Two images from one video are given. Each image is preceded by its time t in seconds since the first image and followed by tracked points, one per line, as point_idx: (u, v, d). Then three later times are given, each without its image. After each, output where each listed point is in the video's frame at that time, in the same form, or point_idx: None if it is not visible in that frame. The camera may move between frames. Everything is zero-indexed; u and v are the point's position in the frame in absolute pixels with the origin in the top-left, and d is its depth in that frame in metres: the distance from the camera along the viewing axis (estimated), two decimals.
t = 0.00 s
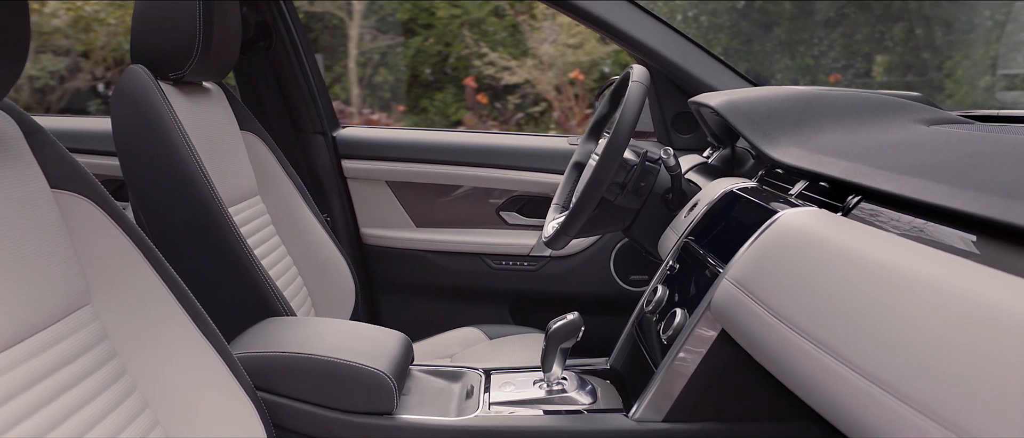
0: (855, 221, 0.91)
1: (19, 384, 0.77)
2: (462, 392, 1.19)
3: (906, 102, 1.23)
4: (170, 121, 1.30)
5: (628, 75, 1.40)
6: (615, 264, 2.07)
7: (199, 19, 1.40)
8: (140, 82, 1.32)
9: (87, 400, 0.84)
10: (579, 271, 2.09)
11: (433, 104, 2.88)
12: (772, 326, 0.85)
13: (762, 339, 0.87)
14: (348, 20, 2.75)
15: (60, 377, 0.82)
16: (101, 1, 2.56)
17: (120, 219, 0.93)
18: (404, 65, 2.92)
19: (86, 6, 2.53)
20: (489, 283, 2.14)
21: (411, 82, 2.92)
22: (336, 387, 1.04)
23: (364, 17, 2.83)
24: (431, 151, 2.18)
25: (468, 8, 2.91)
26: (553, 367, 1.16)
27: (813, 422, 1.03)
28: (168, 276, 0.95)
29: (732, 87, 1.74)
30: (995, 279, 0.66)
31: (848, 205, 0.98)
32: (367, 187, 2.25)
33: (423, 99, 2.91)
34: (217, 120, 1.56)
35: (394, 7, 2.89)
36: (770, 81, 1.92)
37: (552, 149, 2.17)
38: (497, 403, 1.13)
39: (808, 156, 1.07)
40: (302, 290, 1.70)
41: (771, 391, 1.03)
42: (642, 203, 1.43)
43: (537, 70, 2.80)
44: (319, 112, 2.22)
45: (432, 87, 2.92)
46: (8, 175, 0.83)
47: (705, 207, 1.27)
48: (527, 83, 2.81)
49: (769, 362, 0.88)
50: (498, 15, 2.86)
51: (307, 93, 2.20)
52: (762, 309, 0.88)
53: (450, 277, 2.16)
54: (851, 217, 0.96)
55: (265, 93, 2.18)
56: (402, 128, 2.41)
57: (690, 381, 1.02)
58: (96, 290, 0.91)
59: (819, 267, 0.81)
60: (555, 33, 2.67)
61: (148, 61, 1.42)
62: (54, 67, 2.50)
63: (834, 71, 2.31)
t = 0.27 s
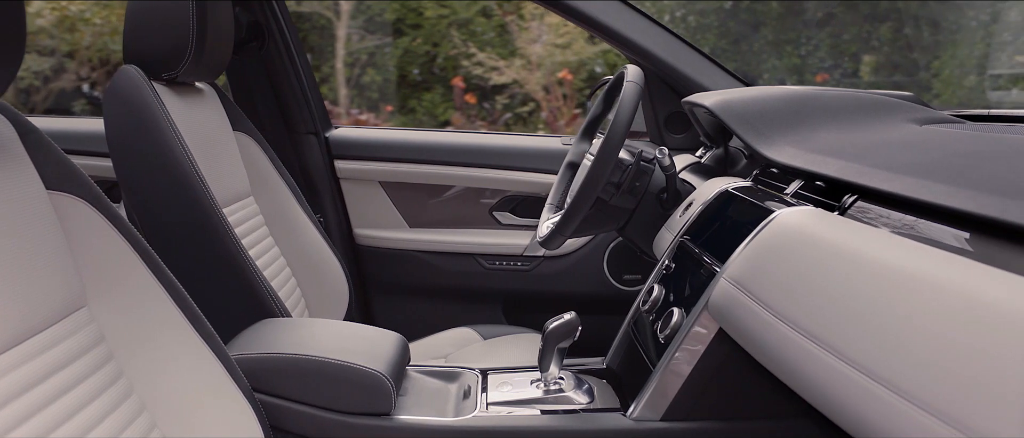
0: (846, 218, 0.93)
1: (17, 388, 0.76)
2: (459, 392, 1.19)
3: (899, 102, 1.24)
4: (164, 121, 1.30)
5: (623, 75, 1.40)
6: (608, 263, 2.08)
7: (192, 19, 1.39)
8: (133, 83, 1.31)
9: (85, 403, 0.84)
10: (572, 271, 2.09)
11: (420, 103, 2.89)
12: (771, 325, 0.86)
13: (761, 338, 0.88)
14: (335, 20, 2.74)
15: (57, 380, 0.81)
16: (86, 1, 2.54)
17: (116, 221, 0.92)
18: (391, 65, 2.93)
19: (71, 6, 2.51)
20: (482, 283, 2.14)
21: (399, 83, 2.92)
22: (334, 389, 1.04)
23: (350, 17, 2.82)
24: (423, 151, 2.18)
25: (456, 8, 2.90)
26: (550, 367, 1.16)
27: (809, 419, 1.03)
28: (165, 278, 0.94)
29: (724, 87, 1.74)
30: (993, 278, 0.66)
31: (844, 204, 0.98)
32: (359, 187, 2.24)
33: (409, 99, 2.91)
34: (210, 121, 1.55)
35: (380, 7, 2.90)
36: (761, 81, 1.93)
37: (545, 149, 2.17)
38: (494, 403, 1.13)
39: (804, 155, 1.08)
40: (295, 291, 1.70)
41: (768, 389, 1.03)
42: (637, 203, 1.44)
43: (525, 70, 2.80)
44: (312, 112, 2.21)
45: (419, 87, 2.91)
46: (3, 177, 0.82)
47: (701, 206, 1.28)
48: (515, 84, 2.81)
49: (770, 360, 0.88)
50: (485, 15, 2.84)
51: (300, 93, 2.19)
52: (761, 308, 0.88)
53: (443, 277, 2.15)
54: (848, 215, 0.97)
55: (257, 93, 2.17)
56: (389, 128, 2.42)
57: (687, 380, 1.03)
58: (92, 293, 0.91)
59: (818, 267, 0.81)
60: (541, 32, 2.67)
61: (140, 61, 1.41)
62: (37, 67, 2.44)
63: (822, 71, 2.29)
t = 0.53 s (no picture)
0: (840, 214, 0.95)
1: (17, 391, 0.76)
2: (458, 392, 1.19)
3: (895, 102, 1.24)
4: (160, 122, 1.29)
5: (619, 74, 1.40)
6: (604, 263, 2.08)
7: (188, 18, 1.39)
8: (129, 83, 1.30)
9: (87, 403, 0.83)
10: (568, 270, 2.09)
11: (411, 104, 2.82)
12: (770, 323, 0.86)
13: (760, 335, 0.88)
14: (325, 20, 2.61)
15: (59, 382, 0.81)
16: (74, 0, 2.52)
17: (115, 222, 0.92)
18: (383, 65, 2.86)
19: (59, 5, 2.50)
20: (477, 283, 2.14)
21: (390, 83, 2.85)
22: (334, 389, 1.04)
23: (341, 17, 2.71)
24: (419, 151, 2.18)
25: (447, 8, 2.91)
26: (550, 366, 1.16)
27: (807, 417, 1.04)
28: (163, 278, 0.94)
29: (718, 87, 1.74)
30: (993, 277, 0.66)
31: (842, 203, 0.99)
32: (355, 187, 2.23)
33: (398, 100, 2.83)
34: (205, 121, 1.54)
35: (372, 7, 2.82)
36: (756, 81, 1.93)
37: (541, 149, 2.17)
38: (494, 403, 1.13)
39: (801, 155, 1.08)
40: (291, 291, 1.69)
41: (767, 387, 1.04)
42: (634, 202, 1.44)
43: (516, 70, 2.83)
44: (307, 111, 2.21)
45: (409, 87, 2.85)
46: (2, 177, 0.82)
47: (698, 206, 1.28)
48: (506, 84, 2.82)
49: (770, 359, 0.88)
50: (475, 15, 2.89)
51: (295, 93, 2.18)
52: (761, 306, 0.88)
53: (439, 277, 2.15)
54: (847, 214, 0.97)
55: (252, 94, 2.16)
56: (381, 128, 2.41)
57: (686, 378, 1.03)
58: (91, 293, 0.90)
59: (816, 265, 0.82)
60: (532, 31, 2.74)
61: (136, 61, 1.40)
62: (24, 67, 2.41)
63: (811, 71, 2.28)
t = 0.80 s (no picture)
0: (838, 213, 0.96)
1: (19, 394, 0.75)
2: (459, 392, 1.19)
3: (891, 102, 1.25)
4: (156, 122, 1.28)
5: (616, 74, 1.40)
6: (600, 262, 2.08)
7: (185, 18, 1.39)
8: (125, 83, 1.29)
9: (89, 406, 0.83)
10: (563, 270, 2.10)
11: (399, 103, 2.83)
12: (771, 321, 0.87)
13: (761, 333, 0.89)
14: (313, 20, 2.56)
15: (61, 384, 0.81)
16: None
17: (115, 223, 0.91)
18: (372, 66, 2.86)
19: (44, 5, 2.46)
20: (473, 283, 2.14)
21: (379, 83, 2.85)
22: (334, 389, 1.03)
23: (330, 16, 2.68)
24: (414, 151, 2.18)
25: (435, 8, 2.89)
26: (550, 365, 1.16)
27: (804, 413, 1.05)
28: (164, 279, 0.94)
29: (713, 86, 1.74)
30: (990, 273, 0.67)
31: (841, 202, 1.00)
32: (349, 188, 2.23)
33: (387, 98, 2.85)
34: (201, 121, 1.54)
35: (360, 7, 2.82)
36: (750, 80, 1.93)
37: (536, 149, 2.17)
38: (495, 403, 1.13)
39: (800, 154, 1.09)
40: (288, 291, 1.69)
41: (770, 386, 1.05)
42: (631, 202, 1.45)
43: (505, 70, 2.83)
44: (301, 111, 2.20)
45: (399, 87, 2.86)
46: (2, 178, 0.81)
47: (696, 206, 1.29)
48: (495, 83, 2.83)
49: (773, 357, 0.88)
50: (464, 15, 2.86)
51: (290, 92, 2.18)
52: (762, 304, 0.89)
53: (434, 277, 2.15)
54: (847, 213, 0.98)
55: (247, 94, 2.16)
56: (372, 128, 2.41)
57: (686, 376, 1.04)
58: (92, 295, 0.90)
59: (817, 263, 0.82)
60: (522, 31, 2.72)
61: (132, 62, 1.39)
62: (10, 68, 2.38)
63: (799, 71, 2.26)
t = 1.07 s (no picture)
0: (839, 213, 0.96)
1: (23, 397, 0.75)
2: (459, 392, 1.19)
3: (888, 102, 1.26)
4: (153, 122, 1.27)
5: (614, 74, 1.40)
6: (596, 262, 2.08)
7: (182, 18, 1.38)
8: (121, 83, 1.29)
9: (92, 407, 0.83)
10: (559, 270, 2.10)
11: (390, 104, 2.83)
12: (772, 318, 0.87)
13: (762, 331, 0.89)
14: (303, 20, 2.55)
15: (65, 386, 0.81)
16: None
17: (116, 224, 0.91)
18: (362, 66, 2.82)
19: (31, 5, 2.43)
20: (469, 283, 2.14)
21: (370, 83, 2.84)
22: (336, 390, 1.03)
23: (320, 16, 2.66)
24: (409, 151, 2.18)
25: (425, 8, 2.89)
26: (551, 365, 1.16)
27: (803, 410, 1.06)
28: (165, 280, 0.93)
29: (709, 85, 1.74)
30: (986, 267, 0.68)
31: (842, 201, 1.00)
32: (344, 188, 2.22)
33: (378, 100, 2.83)
34: (198, 121, 1.53)
35: (350, 7, 2.78)
36: (744, 80, 1.94)
37: (531, 149, 2.17)
38: (495, 403, 1.13)
39: (799, 154, 1.10)
40: (285, 292, 1.69)
41: (769, 383, 1.06)
42: (629, 201, 1.45)
43: (495, 70, 2.84)
44: (297, 111, 2.19)
45: (389, 87, 2.85)
46: (3, 178, 0.81)
47: (693, 205, 1.29)
48: (486, 83, 2.83)
49: (774, 355, 0.89)
50: (454, 15, 2.87)
51: (285, 92, 2.17)
52: (763, 303, 0.89)
53: (430, 277, 2.15)
54: (847, 212, 0.99)
55: (242, 94, 2.15)
56: (366, 128, 2.41)
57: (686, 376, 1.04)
58: (93, 297, 0.90)
59: (818, 262, 0.83)
60: (513, 31, 2.74)
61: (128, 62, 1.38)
62: None
63: (789, 70, 2.29)
